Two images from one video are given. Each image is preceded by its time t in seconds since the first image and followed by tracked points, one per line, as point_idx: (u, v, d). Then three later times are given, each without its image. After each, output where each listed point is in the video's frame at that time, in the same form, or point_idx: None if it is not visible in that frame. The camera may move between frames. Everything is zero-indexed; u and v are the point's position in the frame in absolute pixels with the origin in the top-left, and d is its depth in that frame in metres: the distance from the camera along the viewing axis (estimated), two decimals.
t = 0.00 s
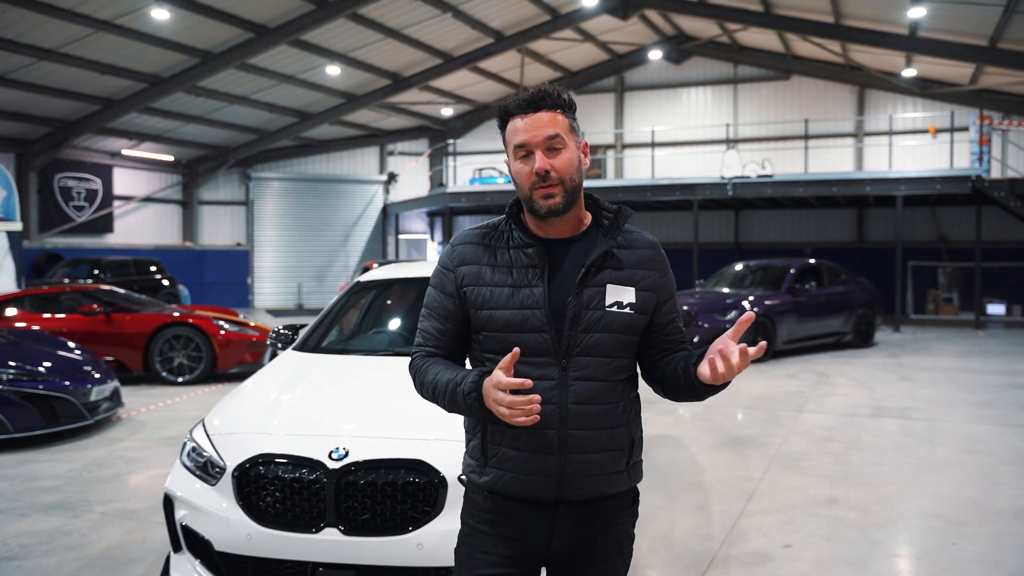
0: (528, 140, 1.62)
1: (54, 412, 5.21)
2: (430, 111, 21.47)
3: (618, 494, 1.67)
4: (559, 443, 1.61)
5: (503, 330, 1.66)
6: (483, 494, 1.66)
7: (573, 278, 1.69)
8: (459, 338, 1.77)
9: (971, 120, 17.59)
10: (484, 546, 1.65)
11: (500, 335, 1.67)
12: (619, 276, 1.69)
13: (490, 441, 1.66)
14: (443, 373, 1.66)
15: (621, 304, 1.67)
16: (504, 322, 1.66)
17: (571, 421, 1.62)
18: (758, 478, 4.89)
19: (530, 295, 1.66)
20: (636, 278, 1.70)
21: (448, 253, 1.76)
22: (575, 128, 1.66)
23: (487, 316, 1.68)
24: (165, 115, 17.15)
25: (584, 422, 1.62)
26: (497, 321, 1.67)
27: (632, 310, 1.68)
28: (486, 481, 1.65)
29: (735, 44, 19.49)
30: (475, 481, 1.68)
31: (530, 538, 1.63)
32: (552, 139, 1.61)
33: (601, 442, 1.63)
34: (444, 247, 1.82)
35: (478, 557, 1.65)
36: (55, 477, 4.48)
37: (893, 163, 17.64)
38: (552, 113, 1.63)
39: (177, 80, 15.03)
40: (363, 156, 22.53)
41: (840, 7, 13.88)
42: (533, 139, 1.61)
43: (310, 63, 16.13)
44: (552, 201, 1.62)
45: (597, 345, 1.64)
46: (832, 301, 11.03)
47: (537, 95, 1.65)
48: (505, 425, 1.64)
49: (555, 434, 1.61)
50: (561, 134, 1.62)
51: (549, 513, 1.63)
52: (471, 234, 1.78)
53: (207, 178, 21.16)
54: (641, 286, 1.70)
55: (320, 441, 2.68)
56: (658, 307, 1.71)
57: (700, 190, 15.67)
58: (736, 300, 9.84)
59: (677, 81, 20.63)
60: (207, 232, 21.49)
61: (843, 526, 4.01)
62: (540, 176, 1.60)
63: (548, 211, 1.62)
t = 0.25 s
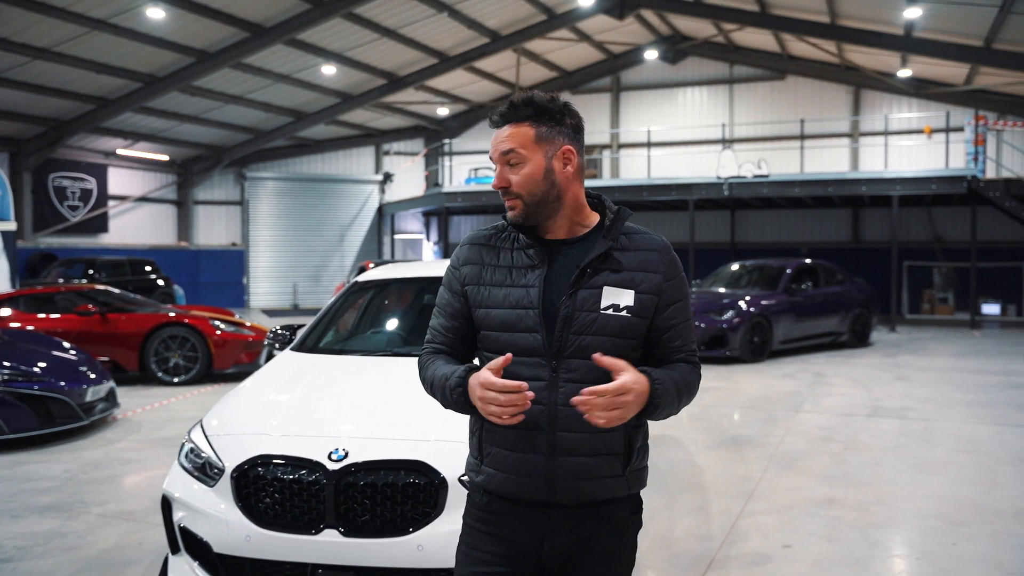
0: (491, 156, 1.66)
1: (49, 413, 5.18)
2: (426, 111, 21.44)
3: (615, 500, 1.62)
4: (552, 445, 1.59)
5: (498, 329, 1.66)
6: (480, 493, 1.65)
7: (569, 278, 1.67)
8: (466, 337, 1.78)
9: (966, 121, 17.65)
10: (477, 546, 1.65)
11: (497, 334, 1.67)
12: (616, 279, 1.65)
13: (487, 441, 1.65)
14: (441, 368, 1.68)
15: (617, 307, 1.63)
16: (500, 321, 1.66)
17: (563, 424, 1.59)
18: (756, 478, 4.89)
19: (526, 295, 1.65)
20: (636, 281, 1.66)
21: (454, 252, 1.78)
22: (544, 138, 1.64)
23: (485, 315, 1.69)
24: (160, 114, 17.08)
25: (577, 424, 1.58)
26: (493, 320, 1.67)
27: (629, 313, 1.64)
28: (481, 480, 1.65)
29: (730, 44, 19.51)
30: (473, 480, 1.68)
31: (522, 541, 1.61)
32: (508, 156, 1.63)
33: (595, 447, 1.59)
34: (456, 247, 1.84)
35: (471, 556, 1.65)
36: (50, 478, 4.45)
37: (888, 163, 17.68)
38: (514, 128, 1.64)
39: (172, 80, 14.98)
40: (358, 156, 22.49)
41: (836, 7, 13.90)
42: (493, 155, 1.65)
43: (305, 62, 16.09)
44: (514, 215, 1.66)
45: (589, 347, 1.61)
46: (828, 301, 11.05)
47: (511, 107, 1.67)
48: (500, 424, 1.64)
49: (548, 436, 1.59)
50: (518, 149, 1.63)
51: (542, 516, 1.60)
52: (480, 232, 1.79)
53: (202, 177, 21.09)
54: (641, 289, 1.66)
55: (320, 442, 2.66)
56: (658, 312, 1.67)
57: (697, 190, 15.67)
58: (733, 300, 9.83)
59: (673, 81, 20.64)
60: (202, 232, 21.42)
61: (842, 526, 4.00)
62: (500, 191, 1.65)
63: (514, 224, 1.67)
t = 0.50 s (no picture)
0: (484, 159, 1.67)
1: (43, 414, 5.15)
2: (421, 111, 21.41)
3: (608, 502, 1.59)
4: (538, 445, 1.58)
5: (491, 326, 1.71)
6: (477, 490, 1.68)
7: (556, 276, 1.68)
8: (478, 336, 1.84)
9: (961, 120, 17.72)
10: (473, 542, 1.67)
11: (490, 332, 1.71)
12: (601, 278, 1.63)
13: (482, 439, 1.68)
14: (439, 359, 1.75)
15: (601, 306, 1.60)
16: (492, 319, 1.71)
17: (547, 423, 1.58)
18: (754, 478, 4.88)
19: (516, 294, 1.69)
20: (624, 280, 1.62)
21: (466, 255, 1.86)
22: (534, 139, 1.62)
23: (480, 313, 1.74)
24: (154, 114, 17.02)
25: (561, 423, 1.57)
26: (487, 318, 1.72)
27: (613, 312, 1.60)
28: (477, 477, 1.67)
29: (725, 43, 19.53)
30: (472, 478, 1.71)
31: (513, 538, 1.61)
32: (496, 159, 1.63)
33: (580, 448, 1.56)
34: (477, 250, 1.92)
35: (468, 552, 1.67)
36: (45, 479, 4.43)
37: (884, 162, 17.72)
38: (504, 131, 1.64)
39: (166, 79, 14.92)
40: (353, 156, 22.44)
41: (831, 7, 13.94)
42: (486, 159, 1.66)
43: (300, 62, 16.04)
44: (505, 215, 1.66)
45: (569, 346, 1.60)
46: (824, 300, 11.07)
47: (504, 110, 1.66)
48: (492, 421, 1.66)
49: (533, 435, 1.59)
50: (508, 150, 1.62)
51: (533, 516, 1.59)
52: (491, 236, 1.84)
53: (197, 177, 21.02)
54: (629, 288, 1.61)
55: (318, 443, 2.65)
56: (646, 311, 1.61)
57: (692, 190, 15.68)
58: (729, 300, 9.84)
59: (668, 80, 20.66)
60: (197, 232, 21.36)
61: (840, 526, 4.00)
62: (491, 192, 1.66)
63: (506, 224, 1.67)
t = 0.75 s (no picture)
0: (517, 136, 1.61)
1: (31, 415, 5.11)
2: (411, 110, 21.37)
3: (608, 502, 1.59)
4: (539, 445, 1.57)
5: (486, 327, 1.69)
6: (476, 493, 1.66)
7: (554, 274, 1.67)
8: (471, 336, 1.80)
9: (948, 121, 17.84)
10: (472, 545, 1.65)
11: (485, 332, 1.69)
12: (600, 276, 1.62)
13: (480, 440, 1.66)
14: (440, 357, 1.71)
15: (599, 303, 1.60)
16: (490, 319, 1.69)
17: (548, 422, 1.57)
18: (745, 478, 4.90)
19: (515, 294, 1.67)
20: (621, 277, 1.62)
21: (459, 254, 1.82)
22: (575, 131, 1.63)
23: (478, 313, 1.72)
24: (142, 113, 16.90)
25: (562, 422, 1.56)
26: (483, 318, 1.70)
27: (612, 309, 1.60)
28: (475, 479, 1.66)
29: (714, 44, 19.59)
30: (470, 479, 1.69)
31: (513, 540, 1.60)
32: (539, 137, 1.59)
33: (582, 445, 1.56)
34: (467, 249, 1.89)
35: (467, 555, 1.65)
36: (33, 481, 4.38)
37: (872, 163, 17.82)
38: (546, 114, 1.61)
39: (155, 78, 14.81)
40: (343, 156, 22.37)
41: (820, 8, 14.01)
42: (522, 135, 1.60)
43: (290, 61, 15.97)
44: (536, 198, 1.61)
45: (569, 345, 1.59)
46: (814, 300, 11.11)
47: (538, 94, 1.64)
48: (490, 422, 1.64)
49: (534, 434, 1.58)
50: (552, 133, 1.60)
51: (534, 517, 1.58)
52: (484, 236, 1.82)
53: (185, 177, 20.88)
54: (626, 286, 1.61)
55: (310, 444, 2.63)
56: (641, 308, 1.61)
57: (682, 190, 15.72)
58: (719, 299, 9.86)
59: (658, 81, 20.72)
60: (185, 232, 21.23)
61: (832, 526, 4.01)
62: (526, 173, 1.60)
63: (532, 208, 1.62)
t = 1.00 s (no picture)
0: (529, 133, 1.61)
1: (16, 416, 5.05)
2: (399, 110, 21.32)
3: (608, 500, 1.61)
4: (544, 445, 1.57)
5: (492, 328, 1.66)
6: (474, 495, 1.64)
7: (559, 275, 1.66)
8: (463, 334, 1.76)
9: (934, 123, 17.99)
10: (471, 549, 1.63)
11: (489, 333, 1.67)
12: (604, 276, 1.64)
13: (479, 442, 1.65)
14: (442, 359, 1.65)
15: (605, 304, 1.62)
16: (494, 320, 1.67)
17: (554, 423, 1.58)
18: (734, 477, 4.92)
19: (520, 294, 1.65)
20: (624, 277, 1.64)
21: (449, 250, 1.77)
22: (580, 130, 1.65)
23: (479, 314, 1.68)
24: (128, 112, 16.76)
25: (570, 422, 1.58)
26: (487, 319, 1.67)
27: (618, 309, 1.62)
28: (475, 482, 1.63)
29: (702, 45, 19.66)
30: (466, 482, 1.66)
31: (517, 542, 1.59)
32: (554, 134, 1.59)
33: (586, 445, 1.58)
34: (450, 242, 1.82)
35: (467, 560, 1.63)
36: (18, 483, 4.33)
37: (858, 164, 17.94)
38: (558, 110, 1.62)
39: (141, 77, 14.70)
40: (331, 156, 22.29)
41: (808, 9, 14.08)
42: (535, 131, 1.60)
43: (278, 61, 15.89)
44: (549, 194, 1.60)
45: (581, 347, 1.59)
46: (801, 300, 11.17)
47: (542, 92, 1.63)
48: (493, 424, 1.62)
49: (540, 435, 1.58)
50: (563, 130, 1.61)
51: (536, 518, 1.59)
52: (474, 231, 1.77)
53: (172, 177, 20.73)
54: (629, 286, 1.64)
55: (301, 445, 2.61)
56: (643, 307, 1.64)
57: (670, 190, 15.76)
58: (707, 300, 9.90)
59: (646, 81, 20.77)
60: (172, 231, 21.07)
61: (821, 525, 4.03)
62: (539, 170, 1.59)
63: (544, 205, 1.61)
